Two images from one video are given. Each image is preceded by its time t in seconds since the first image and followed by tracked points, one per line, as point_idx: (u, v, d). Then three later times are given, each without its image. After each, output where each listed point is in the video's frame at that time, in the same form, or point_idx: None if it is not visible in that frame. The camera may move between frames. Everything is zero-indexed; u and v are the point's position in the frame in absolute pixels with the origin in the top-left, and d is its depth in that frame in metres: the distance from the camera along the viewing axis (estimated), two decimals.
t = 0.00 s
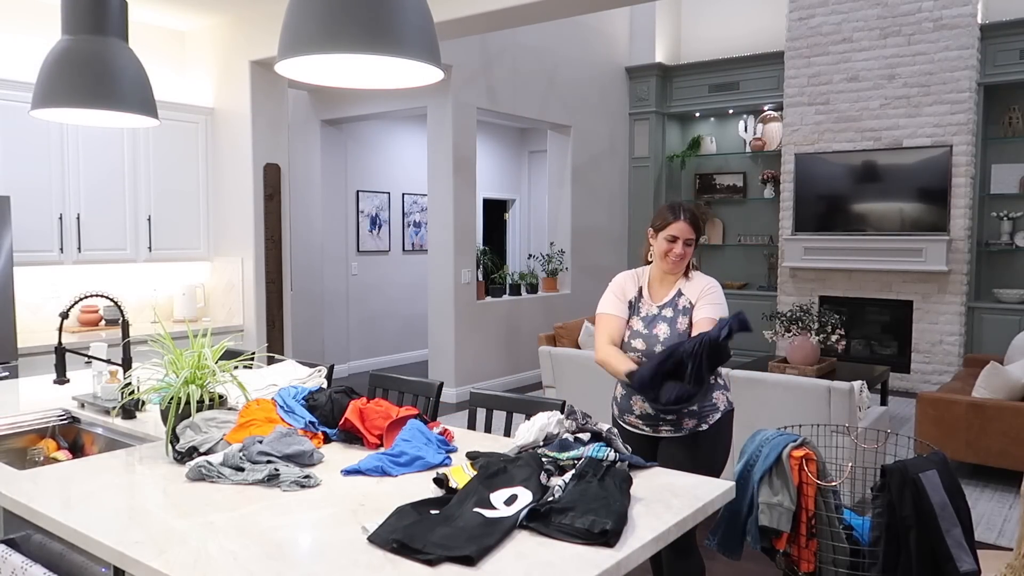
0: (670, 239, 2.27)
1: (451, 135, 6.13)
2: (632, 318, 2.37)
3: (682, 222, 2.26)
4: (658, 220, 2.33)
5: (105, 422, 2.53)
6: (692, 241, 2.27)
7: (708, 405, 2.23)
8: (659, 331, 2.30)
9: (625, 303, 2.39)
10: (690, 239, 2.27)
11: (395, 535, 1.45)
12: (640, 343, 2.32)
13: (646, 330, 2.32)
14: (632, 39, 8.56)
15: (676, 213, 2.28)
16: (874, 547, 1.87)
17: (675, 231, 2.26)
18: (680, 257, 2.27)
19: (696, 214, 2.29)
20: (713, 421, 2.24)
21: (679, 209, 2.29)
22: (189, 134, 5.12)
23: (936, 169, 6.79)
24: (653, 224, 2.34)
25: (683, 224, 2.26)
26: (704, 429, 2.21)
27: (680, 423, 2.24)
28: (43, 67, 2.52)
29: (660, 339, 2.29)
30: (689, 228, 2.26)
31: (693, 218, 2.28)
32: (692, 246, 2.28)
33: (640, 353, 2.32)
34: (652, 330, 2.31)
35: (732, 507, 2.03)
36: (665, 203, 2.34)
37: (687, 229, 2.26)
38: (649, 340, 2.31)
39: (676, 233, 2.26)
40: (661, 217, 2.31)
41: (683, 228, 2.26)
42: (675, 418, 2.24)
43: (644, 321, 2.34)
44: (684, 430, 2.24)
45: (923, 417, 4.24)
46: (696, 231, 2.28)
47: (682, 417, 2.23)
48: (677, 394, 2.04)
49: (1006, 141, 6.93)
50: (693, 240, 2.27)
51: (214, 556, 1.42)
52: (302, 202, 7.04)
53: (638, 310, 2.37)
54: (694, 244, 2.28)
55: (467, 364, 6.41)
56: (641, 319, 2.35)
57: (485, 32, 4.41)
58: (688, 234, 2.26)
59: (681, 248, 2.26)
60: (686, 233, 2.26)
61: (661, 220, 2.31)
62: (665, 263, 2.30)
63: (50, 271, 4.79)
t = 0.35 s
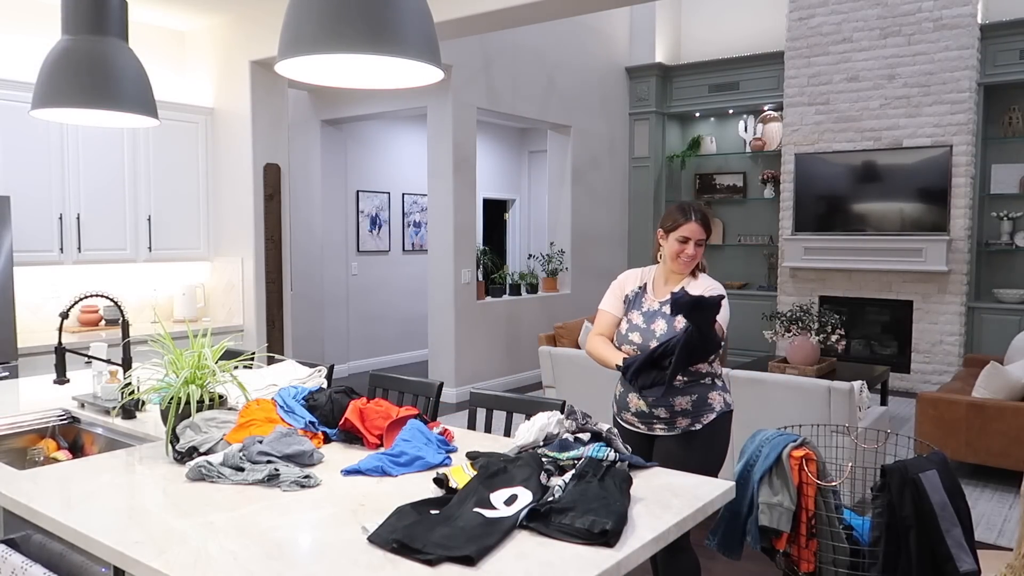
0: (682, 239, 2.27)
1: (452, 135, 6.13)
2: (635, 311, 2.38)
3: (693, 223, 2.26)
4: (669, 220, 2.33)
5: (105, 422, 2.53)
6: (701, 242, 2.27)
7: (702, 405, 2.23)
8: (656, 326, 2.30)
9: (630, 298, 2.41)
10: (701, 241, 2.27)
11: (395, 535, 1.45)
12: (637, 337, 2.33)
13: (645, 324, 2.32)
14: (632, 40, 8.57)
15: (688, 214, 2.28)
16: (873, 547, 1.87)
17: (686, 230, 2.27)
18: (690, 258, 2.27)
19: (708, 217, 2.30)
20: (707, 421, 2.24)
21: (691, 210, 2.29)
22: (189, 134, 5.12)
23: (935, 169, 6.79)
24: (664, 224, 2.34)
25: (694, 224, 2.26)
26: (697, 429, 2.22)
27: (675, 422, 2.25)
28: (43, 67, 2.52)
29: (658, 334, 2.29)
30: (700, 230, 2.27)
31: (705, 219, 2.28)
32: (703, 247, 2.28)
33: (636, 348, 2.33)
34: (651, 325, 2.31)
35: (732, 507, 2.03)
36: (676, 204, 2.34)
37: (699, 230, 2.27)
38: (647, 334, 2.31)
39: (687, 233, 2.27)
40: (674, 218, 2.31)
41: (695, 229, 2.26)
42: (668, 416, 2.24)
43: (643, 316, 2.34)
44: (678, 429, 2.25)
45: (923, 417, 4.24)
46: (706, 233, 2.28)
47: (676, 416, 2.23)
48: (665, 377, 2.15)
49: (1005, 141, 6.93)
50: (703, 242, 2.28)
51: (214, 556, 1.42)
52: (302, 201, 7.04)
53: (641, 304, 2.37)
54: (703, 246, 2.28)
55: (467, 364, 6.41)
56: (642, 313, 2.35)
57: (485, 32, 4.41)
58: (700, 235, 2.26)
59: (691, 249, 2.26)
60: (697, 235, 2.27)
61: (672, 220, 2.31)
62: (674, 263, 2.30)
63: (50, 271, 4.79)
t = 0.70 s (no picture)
0: (684, 239, 2.27)
1: (452, 135, 6.13)
2: (639, 309, 2.38)
3: (696, 223, 2.27)
4: (671, 220, 2.34)
5: (105, 422, 2.53)
6: (704, 243, 2.28)
7: (705, 405, 2.23)
8: (663, 325, 2.30)
9: (633, 298, 2.41)
10: (703, 242, 2.28)
11: (395, 535, 1.45)
12: (643, 335, 2.33)
13: (651, 323, 2.32)
14: (632, 40, 8.57)
15: (690, 214, 2.29)
16: (874, 547, 1.87)
17: (688, 230, 2.27)
18: (693, 258, 2.27)
19: (711, 218, 2.31)
20: (710, 421, 2.24)
21: (693, 211, 2.30)
22: (190, 134, 5.12)
23: (935, 169, 6.79)
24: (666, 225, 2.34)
25: (696, 225, 2.27)
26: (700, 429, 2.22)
27: (677, 422, 2.24)
28: (43, 67, 2.52)
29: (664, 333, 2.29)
30: (702, 230, 2.27)
31: (708, 220, 2.29)
32: (705, 247, 2.28)
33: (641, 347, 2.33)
34: (657, 324, 2.31)
35: (732, 507, 2.03)
36: (678, 204, 2.35)
37: (700, 231, 2.27)
38: (653, 333, 2.31)
39: (689, 233, 2.27)
40: (676, 219, 2.32)
41: (697, 229, 2.27)
42: (670, 416, 2.24)
43: (649, 315, 2.34)
44: (681, 429, 2.25)
45: (923, 417, 4.24)
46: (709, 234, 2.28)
47: (679, 416, 2.23)
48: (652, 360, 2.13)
49: (1005, 141, 6.93)
50: (705, 242, 2.28)
51: (214, 556, 1.42)
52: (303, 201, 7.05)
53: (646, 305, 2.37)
54: (706, 246, 2.28)
55: (467, 364, 6.41)
56: (647, 313, 2.35)
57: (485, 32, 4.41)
58: (702, 235, 2.27)
59: (694, 249, 2.26)
60: (699, 235, 2.27)
61: (675, 220, 2.32)
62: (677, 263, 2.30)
63: (50, 271, 4.79)
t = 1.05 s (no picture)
0: (666, 241, 2.31)
1: (452, 135, 6.14)
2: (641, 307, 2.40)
3: (675, 224, 2.28)
4: (658, 220, 2.35)
5: (105, 422, 2.53)
6: (688, 241, 2.29)
7: (705, 406, 2.24)
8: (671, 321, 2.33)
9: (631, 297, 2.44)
10: (687, 240, 2.30)
11: (395, 535, 1.45)
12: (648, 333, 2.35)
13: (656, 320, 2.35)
14: (632, 40, 8.57)
15: (671, 215, 2.29)
16: (874, 547, 1.87)
17: (668, 233, 2.30)
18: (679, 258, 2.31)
19: (692, 212, 2.28)
20: (711, 421, 2.24)
21: (674, 210, 2.30)
22: (190, 134, 5.12)
23: (935, 169, 6.79)
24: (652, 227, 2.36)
25: (674, 226, 2.28)
26: (701, 428, 2.23)
27: (678, 423, 2.25)
28: (43, 68, 2.52)
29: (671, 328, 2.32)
30: (681, 229, 2.28)
31: (688, 217, 2.28)
32: (690, 244, 2.30)
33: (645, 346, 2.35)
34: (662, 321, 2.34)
35: (732, 507, 2.03)
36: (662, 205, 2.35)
37: (680, 231, 2.28)
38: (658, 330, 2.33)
39: (669, 236, 2.30)
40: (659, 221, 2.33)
41: (676, 230, 2.29)
42: (671, 418, 2.25)
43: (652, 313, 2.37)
44: (682, 430, 2.25)
45: (923, 417, 4.24)
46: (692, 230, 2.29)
47: (679, 417, 2.24)
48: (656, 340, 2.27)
49: (1005, 141, 6.93)
50: (689, 241, 2.29)
51: (214, 556, 1.42)
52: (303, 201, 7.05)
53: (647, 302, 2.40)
54: (692, 243, 2.30)
55: (467, 364, 6.41)
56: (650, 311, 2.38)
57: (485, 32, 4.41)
58: (681, 235, 2.29)
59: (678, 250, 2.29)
60: (681, 236, 2.29)
61: (658, 222, 2.34)
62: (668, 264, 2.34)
63: (50, 271, 4.79)
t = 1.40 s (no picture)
0: (661, 245, 2.32)
1: (452, 135, 6.14)
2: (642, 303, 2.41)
3: (667, 228, 2.29)
4: (653, 223, 2.38)
5: (105, 422, 2.53)
6: (682, 243, 2.30)
7: (706, 407, 2.24)
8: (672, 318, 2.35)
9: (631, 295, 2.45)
10: (681, 243, 2.30)
11: (395, 535, 1.45)
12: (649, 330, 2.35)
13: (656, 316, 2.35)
14: (632, 40, 8.57)
15: (663, 220, 2.31)
16: (873, 547, 1.87)
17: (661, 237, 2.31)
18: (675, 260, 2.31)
19: (684, 216, 2.30)
20: (712, 421, 2.24)
21: (665, 215, 2.32)
22: (190, 134, 5.12)
23: (935, 169, 6.79)
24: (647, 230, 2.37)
25: (666, 230, 2.30)
26: (702, 429, 2.23)
27: (679, 424, 2.25)
28: (42, 68, 2.52)
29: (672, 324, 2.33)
30: (672, 233, 2.29)
31: (679, 220, 2.29)
32: (684, 246, 2.30)
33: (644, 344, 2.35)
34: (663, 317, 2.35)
35: (732, 507, 2.03)
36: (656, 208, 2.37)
37: (671, 235, 2.29)
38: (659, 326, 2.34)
39: (663, 240, 2.31)
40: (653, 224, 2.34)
41: (668, 234, 2.30)
42: (672, 419, 2.25)
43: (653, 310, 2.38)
44: (683, 431, 2.25)
45: (923, 417, 4.24)
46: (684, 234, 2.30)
47: (681, 417, 2.24)
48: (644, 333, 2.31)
49: (1005, 141, 6.93)
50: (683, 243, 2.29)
51: (214, 556, 1.42)
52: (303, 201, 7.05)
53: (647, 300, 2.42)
54: (687, 245, 2.30)
55: (467, 364, 6.41)
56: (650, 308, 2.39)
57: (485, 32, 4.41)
58: (674, 239, 2.29)
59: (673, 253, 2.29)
60: (673, 239, 2.29)
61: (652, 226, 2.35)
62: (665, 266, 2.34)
63: (50, 271, 4.79)
